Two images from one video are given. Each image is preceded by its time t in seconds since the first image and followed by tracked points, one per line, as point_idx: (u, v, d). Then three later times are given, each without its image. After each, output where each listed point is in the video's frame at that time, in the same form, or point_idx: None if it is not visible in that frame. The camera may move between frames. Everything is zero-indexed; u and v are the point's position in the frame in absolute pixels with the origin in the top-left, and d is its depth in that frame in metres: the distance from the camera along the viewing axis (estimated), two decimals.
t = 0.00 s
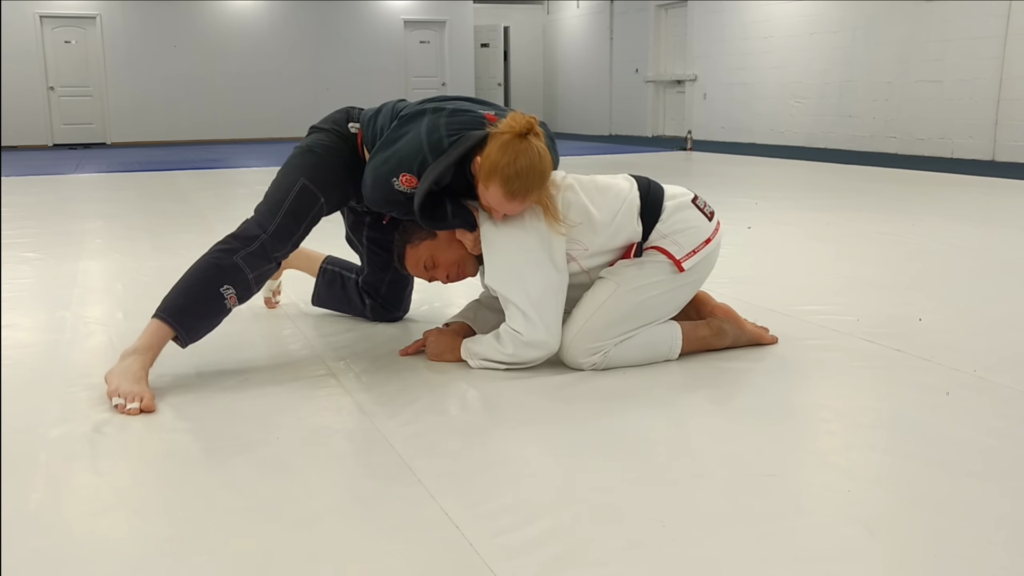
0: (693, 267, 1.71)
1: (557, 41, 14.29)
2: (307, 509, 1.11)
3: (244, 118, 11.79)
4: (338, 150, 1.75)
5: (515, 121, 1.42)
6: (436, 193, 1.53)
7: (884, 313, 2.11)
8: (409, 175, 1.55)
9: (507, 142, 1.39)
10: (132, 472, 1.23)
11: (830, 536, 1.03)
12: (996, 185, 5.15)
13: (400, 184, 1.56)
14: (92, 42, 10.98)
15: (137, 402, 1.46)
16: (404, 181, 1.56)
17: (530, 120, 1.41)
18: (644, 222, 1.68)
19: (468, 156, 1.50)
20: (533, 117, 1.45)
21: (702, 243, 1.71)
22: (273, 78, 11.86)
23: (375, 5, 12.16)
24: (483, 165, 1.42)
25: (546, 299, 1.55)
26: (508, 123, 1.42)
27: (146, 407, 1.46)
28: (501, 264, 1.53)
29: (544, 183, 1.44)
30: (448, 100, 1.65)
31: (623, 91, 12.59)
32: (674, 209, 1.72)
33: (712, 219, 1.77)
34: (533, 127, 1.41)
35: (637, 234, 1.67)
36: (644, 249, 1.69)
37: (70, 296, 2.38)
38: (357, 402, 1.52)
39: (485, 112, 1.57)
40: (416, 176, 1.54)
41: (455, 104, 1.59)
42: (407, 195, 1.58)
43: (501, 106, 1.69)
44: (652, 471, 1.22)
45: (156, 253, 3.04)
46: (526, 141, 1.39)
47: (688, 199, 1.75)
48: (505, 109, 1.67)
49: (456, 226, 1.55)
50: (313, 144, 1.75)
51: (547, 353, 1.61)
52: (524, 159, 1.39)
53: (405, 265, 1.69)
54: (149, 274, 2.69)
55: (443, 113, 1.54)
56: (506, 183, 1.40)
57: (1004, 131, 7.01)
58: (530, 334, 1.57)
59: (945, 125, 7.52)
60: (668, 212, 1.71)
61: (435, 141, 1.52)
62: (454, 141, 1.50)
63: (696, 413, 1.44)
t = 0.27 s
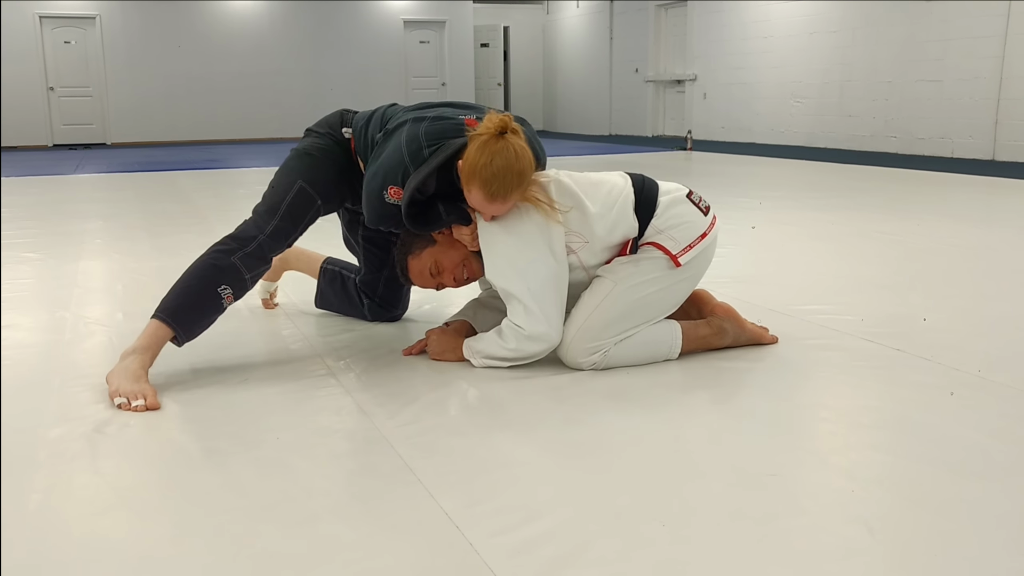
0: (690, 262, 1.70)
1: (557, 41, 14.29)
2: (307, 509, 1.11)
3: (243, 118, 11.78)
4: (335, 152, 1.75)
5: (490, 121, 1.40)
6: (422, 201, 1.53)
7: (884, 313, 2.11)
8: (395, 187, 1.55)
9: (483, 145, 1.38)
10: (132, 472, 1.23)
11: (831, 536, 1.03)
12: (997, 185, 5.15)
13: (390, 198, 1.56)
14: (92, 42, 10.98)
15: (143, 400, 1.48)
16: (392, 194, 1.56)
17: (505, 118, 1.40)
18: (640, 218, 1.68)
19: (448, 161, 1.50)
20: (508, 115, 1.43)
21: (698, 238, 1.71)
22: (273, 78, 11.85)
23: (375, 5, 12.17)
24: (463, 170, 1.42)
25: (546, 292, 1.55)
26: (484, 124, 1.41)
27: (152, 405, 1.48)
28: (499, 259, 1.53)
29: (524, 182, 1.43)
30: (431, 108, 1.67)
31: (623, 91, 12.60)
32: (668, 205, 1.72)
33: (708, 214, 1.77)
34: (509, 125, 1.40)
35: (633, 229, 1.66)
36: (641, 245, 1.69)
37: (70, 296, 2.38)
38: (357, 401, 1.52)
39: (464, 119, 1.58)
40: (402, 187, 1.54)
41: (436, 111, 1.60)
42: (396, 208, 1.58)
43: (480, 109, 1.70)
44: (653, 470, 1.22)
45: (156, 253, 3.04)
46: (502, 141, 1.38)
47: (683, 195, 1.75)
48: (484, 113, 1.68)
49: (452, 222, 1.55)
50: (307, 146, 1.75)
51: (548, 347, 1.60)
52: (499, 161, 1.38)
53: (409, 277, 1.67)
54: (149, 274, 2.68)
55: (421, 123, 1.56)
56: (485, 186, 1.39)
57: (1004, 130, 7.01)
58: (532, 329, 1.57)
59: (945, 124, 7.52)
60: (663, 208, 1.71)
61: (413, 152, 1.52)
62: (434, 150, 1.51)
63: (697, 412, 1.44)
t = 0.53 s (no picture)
0: (685, 259, 1.70)
1: (557, 42, 14.30)
2: (306, 510, 1.11)
3: (243, 119, 11.79)
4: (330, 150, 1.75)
5: (488, 132, 1.40)
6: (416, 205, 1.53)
7: (883, 314, 2.11)
8: (389, 191, 1.54)
9: (482, 159, 1.38)
10: (132, 472, 1.23)
11: (830, 537, 1.04)
12: (996, 186, 5.15)
13: (382, 201, 1.55)
14: (92, 42, 10.98)
15: (142, 402, 1.48)
16: (384, 198, 1.55)
17: (504, 130, 1.40)
18: (634, 218, 1.67)
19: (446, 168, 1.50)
20: (507, 127, 1.43)
21: (693, 234, 1.71)
22: (273, 79, 11.86)
23: (376, 6, 12.17)
24: (461, 183, 1.43)
25: (546, 299, 1.55)
26: (481, 136, 1.41)
27: (151, 405, 1.47)
28: (497, 271, 1.52)
29: (523, 194, 1.45)
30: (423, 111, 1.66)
31: (622, 92, 12.60)
32: (661, 203, 1.72)
33: (701, 209, 1.77)
34: (507, 138, 1.41)
35: (628, 230, 1.66)
36: (636, 244, 1.68)
37: (70, 297, 2.38)
38: (357, 402, 1.52)
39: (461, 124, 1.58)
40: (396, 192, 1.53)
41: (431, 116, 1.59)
42: (388, 211, 1.57)
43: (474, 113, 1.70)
44: (654, 472, 1.22)
45: (156, 254, 3.04)
46: (502, 154, 1.39)
47: (675, 191, 1.75)
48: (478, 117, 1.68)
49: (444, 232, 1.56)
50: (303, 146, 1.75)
51: (548, 355, 1.61)
52: (498, 173, 1.39)
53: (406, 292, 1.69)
54: (148, 274, 2.69)
55: (417, 127, 1.55)
56: (485, 201, 1.41)
57: (1003, 131, 7.01)
58: (533, 338, 1.57)
59: (945, 126, 7.52)
60: (656, 206, 1.71)
61: (410, 157, 1.51)
62: (431, 155, 1.50)
63: (696, 413, 1.44)
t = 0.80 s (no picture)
0: (679, 256, 1.70)
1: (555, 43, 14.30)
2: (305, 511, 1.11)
3: (241, 119, 11.78)
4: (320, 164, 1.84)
5: (465, 138, 1.41)
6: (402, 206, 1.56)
7: (883, 315, 2.11)
8: (373, 193, 1.57)
9: (462, 162, 1.39)
10: (131, 473, 1.23)
11: (829, 537, 1.04)
12: (994, 186, 5.15)
13: (366, 204, 1.59)
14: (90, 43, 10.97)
15: (134, 404, 1.47)
16: (369, 201, 1.58)
17: (480, 134, 1.41)
18: (626, 217, 1.66)
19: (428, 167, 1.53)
20: (482, 129, 1.44)
21: (685, 230, 1.70)
22: (271, 79, 11.85)
23: (374, 6, 12.16)
24: (444, 188, 1.42)
25: (543, 303, 1.56)
26: (460, 140, 1.42)
27: (144, 408, 1.47)
28: (497, 278, 1.53)
29: (507, 194, 1.43)
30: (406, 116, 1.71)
31: (621, 93, 12.61)
32: (652, 200, 1.70)
33: (692, 203, 1.76)
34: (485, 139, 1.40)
35: (620, 230, 1.65)
36: (629, 244, 1.67)
37: (69, 297, 2.38)
38: (357, 403, 1.53)
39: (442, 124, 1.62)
40: (380, 193, 1.57)
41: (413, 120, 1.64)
42: (373, 213, 1.60)
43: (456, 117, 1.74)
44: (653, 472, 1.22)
45: (155, 254, 3.04)
46: (480, 154, 1.39)
47: (665, 186, 1.72)
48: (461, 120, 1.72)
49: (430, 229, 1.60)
50: (292, 164, 1.84)
51: (547, 361, 1.62)
52: (479, 175, 1.38)
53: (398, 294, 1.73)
54: (148, 275, 2.69)
55: (399, 128, 1.59)
56: (469, 203, 1.39)
57: (1001, 132, 7.02)
58: (532, 343, 1.58)
59: (943, 126, 7.53)
60: (648, 204, 1.69)
61: (394, 155, 1.55)
62: (414, 153, 1.54)
63: (694, 414, 1.44)
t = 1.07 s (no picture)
0: (666, 241, 1.69)
1: (557, 42, 14.30)
2: (307, 510, 1.11)
3: (243, 119, 11.79)
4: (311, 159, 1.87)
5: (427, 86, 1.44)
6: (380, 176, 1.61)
7: (886, 313, 2.10)
8: (350, 165, 1.63)
9: (424, 105, 1.41)
10: (133, 473, 1.23)
11: (831, 536, 1.03)
12: (997, 185, 5.14)
13: (344, 178, 1.65)
14: (92, 43, 10.99)
15: (136, 403, 1.47)
16: (347, 174, 1.64)
17: (439, 80, 1.43)
18: (608, 206, 1.68)
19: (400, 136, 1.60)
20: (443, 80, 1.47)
21: (669, 214, 1.70)
22: (274, 78, 11.86)
23: (375, 5, 12.18)
24: (410, 136, 1.43)
25: (537, 286, 1.58)
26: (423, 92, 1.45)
27: (146, 407, 1.47)
28: (490, 265, 1.56)
29: (472, 137, 1.42)
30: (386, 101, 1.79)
31: (623, 91, 12.61)
32: (633, 186, 1.72)
33: (674, 186, 1.77)
34: (446, 87, 1.43)
35: (605, 220, 1.68)
36: (615, 235, 1.69)
37: (71, 297, 2.38)
38: (358, 402, 1.53)
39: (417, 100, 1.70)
40: (357, 165, 1.63)
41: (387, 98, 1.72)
42: (352, 189, 1.66)
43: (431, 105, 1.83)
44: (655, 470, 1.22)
45: (157, 254, 3.04)
46: (442, 98, 1.41)
47: (645, 172, 1.75)
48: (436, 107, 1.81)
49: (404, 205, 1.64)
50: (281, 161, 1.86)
51: (549, 345, 1.62)
52: (437, 111, 1.39)
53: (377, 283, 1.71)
54: (149, 275, 2.69)
55: (376, 103, 1.67)
56: (431, 139, 1.38)
57: (1004, 130, 7.01)
58: (532, 330, 1.58)
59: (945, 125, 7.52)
60: (629, 191, 1.71)
61: (370, 125, 1.63)
62: (389, 121, 1.62)
63: (695, 412, 1.44)
